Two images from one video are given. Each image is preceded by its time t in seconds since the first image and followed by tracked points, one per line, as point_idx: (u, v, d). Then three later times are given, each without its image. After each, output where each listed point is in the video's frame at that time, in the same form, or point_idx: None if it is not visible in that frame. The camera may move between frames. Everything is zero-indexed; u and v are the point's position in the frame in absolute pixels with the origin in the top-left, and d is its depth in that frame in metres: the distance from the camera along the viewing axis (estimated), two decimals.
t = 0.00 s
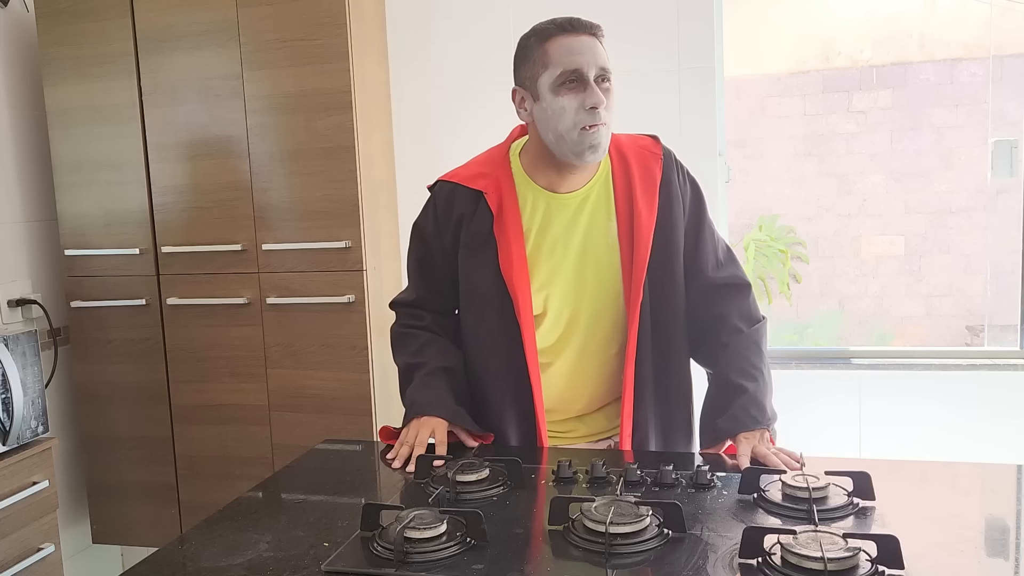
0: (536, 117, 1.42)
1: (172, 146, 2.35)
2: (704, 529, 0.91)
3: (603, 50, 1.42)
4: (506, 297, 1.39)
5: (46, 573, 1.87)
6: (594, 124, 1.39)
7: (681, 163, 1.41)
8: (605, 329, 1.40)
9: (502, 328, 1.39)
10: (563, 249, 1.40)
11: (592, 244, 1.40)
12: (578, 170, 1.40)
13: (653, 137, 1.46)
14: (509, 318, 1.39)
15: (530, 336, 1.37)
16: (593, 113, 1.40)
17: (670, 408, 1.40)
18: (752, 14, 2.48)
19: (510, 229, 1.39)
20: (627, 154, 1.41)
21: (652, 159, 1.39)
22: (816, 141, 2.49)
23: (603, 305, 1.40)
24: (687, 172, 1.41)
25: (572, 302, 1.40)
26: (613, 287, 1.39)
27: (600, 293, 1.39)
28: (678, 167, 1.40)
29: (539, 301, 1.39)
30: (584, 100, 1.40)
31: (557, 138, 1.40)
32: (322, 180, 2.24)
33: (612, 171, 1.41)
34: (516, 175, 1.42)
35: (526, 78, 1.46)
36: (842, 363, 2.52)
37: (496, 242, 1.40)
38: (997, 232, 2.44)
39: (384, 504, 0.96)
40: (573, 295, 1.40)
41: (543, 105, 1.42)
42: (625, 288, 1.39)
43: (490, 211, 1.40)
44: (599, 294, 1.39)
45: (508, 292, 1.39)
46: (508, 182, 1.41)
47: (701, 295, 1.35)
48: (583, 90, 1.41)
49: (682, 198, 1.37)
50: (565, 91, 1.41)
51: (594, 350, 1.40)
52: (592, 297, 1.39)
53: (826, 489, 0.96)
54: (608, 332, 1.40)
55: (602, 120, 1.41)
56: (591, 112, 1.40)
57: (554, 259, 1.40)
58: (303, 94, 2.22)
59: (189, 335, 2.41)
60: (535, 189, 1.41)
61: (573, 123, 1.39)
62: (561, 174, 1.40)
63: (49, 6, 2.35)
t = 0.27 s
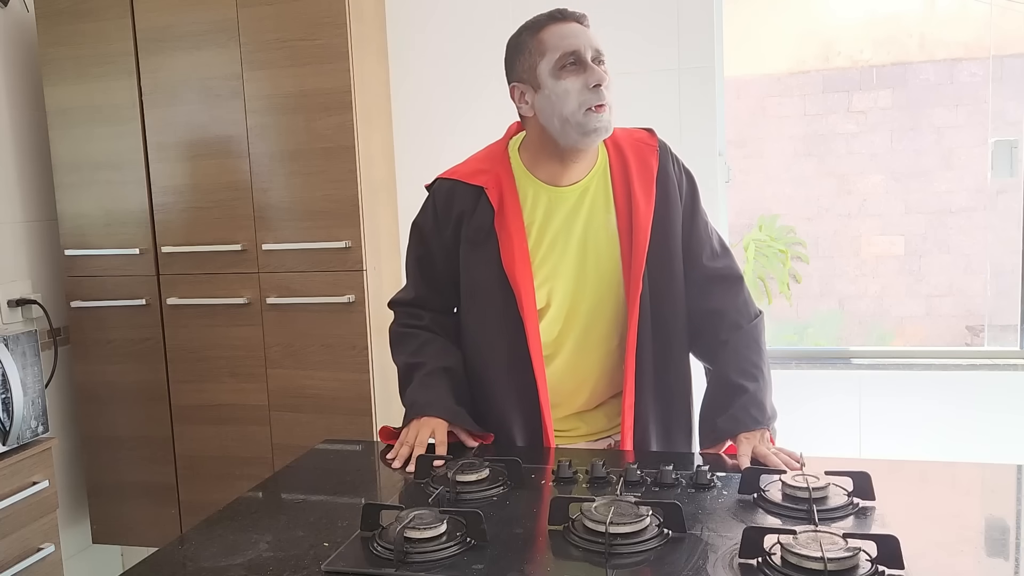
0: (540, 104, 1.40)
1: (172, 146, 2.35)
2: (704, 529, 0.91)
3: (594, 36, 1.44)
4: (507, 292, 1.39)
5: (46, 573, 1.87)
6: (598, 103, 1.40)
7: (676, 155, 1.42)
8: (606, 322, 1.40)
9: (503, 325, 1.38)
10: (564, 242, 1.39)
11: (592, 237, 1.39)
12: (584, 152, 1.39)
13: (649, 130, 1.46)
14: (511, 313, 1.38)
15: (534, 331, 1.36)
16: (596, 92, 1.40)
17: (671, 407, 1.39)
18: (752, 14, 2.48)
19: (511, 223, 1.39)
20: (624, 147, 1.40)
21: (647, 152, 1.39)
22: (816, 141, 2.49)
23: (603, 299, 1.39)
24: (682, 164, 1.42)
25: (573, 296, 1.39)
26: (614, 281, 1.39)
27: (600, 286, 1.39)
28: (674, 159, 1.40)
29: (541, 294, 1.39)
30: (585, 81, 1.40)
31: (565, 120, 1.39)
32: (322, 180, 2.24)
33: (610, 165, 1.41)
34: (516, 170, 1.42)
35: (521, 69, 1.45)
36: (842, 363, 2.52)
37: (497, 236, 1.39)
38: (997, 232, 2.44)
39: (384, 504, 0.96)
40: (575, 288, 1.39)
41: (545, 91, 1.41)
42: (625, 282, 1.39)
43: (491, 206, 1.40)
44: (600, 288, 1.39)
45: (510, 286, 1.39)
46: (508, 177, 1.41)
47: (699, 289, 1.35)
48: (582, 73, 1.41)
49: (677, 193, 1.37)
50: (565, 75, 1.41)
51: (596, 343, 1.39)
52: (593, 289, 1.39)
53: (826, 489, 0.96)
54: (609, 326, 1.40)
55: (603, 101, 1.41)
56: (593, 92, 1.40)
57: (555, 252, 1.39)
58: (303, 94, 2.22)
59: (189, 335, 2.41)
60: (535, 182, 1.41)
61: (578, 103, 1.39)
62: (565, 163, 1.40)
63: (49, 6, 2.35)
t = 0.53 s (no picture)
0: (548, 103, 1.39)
1: (172, 146, 2.35)
2: (704, 529, 0.91)
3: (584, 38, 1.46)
4: (509, 297, 1.38)
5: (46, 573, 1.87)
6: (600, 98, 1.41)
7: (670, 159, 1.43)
8: (607, 325, 1.40)
9: (506, 331, 1.38)
10: (565, 247, 1.39)
11: (593, 241, 1.40)
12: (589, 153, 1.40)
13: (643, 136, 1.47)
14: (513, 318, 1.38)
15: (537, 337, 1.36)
16: (598, 88, 1.42)
17: (671, 409, 1.39)
18: (752, 14, 2.48)
19: (513, 229, 1.38)
20: (621, 152, 1.41)
21: (643, 156, 1.40)
22: (816, 141, 2.49)
23: (603, 303, 1.40)
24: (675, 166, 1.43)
25: (574, 300, 1.39)
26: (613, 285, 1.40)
27: (601, 290, 1.39)
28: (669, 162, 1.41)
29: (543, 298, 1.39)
30: (586, 79, 1.41)
31: (574, 116, 1.39)
32: (322, 180, 2.24)
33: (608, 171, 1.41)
34: (516, 177, 1.42)
35: (520, 73, 1.44)
36: (842, 363, 2.52)
37: (499, 242, 1.39)
38: (997, 231, 2.44)
39: (384, 504, 0.96)
40: (576, 292, 1.40)
41: (551, 91, 1.40)
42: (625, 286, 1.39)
43: (493, 212, 1.39)
44: (600, 292, 1.39)
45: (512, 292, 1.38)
46: (509, 183, 1.41)
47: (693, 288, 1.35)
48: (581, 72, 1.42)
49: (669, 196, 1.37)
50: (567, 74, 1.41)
51: (598, 346, 1.40)
52: (596, 293, 1.39)
53: (826, 489, 0.96)
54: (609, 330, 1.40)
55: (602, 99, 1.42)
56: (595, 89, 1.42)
57: (557, 258, 1.39)
58: (303, 94, 2.22)
59: (189, 335, 2.41)
60: (539, 191, 1.41)
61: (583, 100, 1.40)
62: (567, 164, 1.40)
63: (49, 6, 2.35)
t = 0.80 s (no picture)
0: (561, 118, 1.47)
1: (172, 146, 2.35)
2: (704, 529, 0.91)
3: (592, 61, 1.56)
4: (511, 314, 1.38)
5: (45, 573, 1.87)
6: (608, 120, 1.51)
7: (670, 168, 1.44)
8: (608, 341, 1.40)
9: (509, 346, 1.37)
10: (568, 264, 1.41)
11: (594, 259, 1.41)
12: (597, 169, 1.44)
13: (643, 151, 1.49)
14: (515, 335, 1.38)
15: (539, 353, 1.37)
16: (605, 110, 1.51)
17: (674, 417, 1.39)
18: (752, 14, 2.48)
19: (517, 247, 1.39)
20: (622, 168, 1.43)
21: (645, 171, 1.42)
22: (816, 141, 2.49)
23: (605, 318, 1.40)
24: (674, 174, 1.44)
25: (575, 316, 1.41)
26: (616, 299, 1.40)
27: (603, 304, 1.40)
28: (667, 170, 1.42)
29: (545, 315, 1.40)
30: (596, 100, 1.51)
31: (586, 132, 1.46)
32: (322, 180, 2.24)
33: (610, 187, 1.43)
34: (518, 195, 1.44)
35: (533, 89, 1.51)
36: (842, 363, 2.52)
37: (502, 259, 1.39)
38: (997, 231, 2.44)
39: (384, 504, 0.96)
40: (578, 309, 1.41)
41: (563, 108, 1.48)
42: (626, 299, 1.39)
43: (496, 230, 1.39)
44: (602, 307, 1.40)
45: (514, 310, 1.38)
46: (512, 201, 1.42)
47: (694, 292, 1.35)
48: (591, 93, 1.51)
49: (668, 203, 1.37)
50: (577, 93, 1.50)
51: (599, 362, 1.40)
52: (598, 311, 1.40)
53: (826, 489, 0.96)
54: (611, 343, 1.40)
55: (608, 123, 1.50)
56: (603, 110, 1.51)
57: (559, 275, 1.41)
58: (303, 94, 2.22)
59: (189, 335, 2.41)
60: (546, 210, 1.43)
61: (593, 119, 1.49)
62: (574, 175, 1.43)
63: (49, 6, 2.35)
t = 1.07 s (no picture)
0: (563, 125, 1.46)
1: (172, 146, 2.35)
2: (704, 529, 0.91)
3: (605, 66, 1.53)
4: (513, 318, 1.38)
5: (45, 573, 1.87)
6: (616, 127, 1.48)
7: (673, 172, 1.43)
8: (609, 345, 1.40)
9: (509, 347, 1.37)
10: (570, 265, 1.41)
11: (596, 262, 1.40)
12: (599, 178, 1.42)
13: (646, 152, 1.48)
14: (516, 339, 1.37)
15: (540, 353, 1.37)
16: (612, 117, 1.49)
17: (673, 418, 1.39)
18: (752, 15, 2.48)
19: (519, 249, 1.38)
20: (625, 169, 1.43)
21: (647, 173, 1.42)
22: (816, 141, 2.49)
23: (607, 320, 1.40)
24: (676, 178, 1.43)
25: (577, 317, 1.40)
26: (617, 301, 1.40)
27: (605, 306, 1.40)
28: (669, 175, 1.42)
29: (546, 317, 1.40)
30: (604, 106, 1.48)
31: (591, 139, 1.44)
32: (322, 180, 2.24)
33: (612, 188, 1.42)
34: (522, 195, 1.43)
35: (539, 93, 1.51)
36: (842, 363, 2.52)
37: (504, 260, 1.38)
38: (997, 232, 2.44)
39: (384, 504, 0.96)
40: (580, 312, 1.41)
41: (570, 114, 1.48)
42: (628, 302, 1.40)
43: (498, 232, 1.39)
44: (603, 309, 1.40)
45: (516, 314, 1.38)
46: (515, 202, 1.42)
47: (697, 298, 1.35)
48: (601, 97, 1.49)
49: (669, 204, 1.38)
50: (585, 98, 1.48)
51: (600, 363, 1.40)
52: (599, 314, 1.40)
53: (826, 489, 0.96)
54: (612, 347, 1.40)
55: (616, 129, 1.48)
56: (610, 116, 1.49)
57: (561, 276, 1.41)
58: (303, 95, 2.22)
59: (189, 335, 2.41)
60: (547, 211, 1.42)
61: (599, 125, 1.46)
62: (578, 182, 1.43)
63: (49, 6, 2.35)
